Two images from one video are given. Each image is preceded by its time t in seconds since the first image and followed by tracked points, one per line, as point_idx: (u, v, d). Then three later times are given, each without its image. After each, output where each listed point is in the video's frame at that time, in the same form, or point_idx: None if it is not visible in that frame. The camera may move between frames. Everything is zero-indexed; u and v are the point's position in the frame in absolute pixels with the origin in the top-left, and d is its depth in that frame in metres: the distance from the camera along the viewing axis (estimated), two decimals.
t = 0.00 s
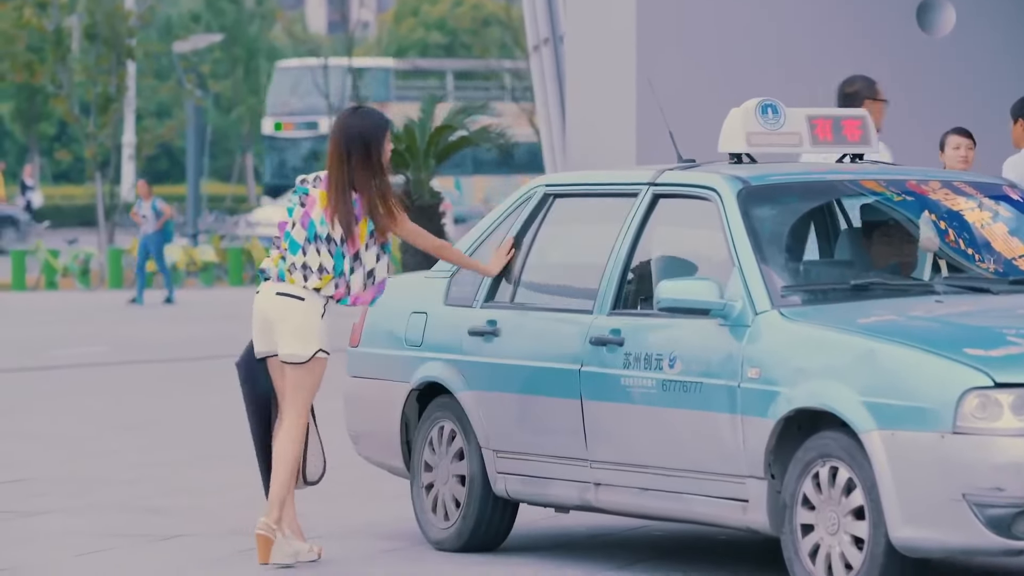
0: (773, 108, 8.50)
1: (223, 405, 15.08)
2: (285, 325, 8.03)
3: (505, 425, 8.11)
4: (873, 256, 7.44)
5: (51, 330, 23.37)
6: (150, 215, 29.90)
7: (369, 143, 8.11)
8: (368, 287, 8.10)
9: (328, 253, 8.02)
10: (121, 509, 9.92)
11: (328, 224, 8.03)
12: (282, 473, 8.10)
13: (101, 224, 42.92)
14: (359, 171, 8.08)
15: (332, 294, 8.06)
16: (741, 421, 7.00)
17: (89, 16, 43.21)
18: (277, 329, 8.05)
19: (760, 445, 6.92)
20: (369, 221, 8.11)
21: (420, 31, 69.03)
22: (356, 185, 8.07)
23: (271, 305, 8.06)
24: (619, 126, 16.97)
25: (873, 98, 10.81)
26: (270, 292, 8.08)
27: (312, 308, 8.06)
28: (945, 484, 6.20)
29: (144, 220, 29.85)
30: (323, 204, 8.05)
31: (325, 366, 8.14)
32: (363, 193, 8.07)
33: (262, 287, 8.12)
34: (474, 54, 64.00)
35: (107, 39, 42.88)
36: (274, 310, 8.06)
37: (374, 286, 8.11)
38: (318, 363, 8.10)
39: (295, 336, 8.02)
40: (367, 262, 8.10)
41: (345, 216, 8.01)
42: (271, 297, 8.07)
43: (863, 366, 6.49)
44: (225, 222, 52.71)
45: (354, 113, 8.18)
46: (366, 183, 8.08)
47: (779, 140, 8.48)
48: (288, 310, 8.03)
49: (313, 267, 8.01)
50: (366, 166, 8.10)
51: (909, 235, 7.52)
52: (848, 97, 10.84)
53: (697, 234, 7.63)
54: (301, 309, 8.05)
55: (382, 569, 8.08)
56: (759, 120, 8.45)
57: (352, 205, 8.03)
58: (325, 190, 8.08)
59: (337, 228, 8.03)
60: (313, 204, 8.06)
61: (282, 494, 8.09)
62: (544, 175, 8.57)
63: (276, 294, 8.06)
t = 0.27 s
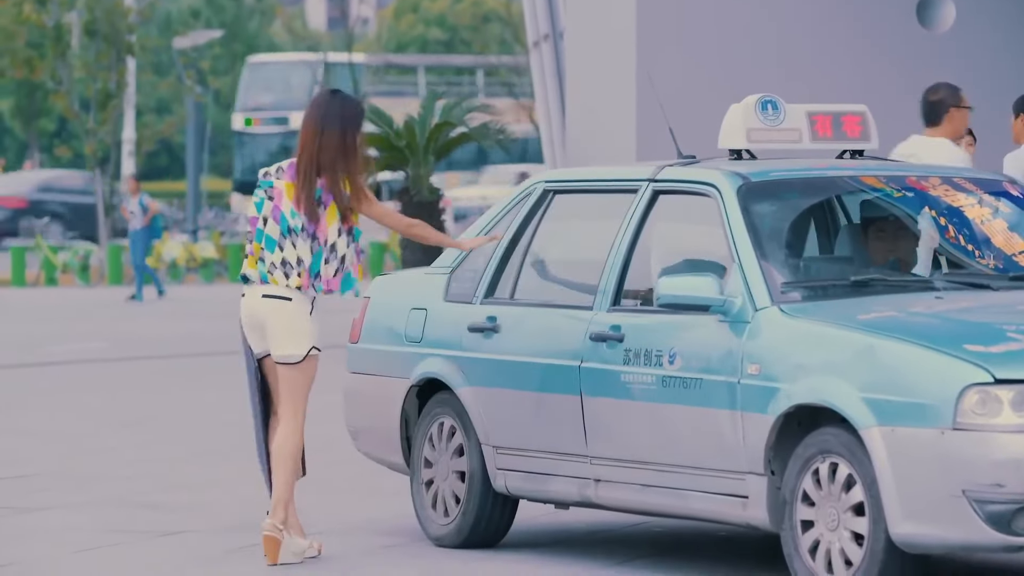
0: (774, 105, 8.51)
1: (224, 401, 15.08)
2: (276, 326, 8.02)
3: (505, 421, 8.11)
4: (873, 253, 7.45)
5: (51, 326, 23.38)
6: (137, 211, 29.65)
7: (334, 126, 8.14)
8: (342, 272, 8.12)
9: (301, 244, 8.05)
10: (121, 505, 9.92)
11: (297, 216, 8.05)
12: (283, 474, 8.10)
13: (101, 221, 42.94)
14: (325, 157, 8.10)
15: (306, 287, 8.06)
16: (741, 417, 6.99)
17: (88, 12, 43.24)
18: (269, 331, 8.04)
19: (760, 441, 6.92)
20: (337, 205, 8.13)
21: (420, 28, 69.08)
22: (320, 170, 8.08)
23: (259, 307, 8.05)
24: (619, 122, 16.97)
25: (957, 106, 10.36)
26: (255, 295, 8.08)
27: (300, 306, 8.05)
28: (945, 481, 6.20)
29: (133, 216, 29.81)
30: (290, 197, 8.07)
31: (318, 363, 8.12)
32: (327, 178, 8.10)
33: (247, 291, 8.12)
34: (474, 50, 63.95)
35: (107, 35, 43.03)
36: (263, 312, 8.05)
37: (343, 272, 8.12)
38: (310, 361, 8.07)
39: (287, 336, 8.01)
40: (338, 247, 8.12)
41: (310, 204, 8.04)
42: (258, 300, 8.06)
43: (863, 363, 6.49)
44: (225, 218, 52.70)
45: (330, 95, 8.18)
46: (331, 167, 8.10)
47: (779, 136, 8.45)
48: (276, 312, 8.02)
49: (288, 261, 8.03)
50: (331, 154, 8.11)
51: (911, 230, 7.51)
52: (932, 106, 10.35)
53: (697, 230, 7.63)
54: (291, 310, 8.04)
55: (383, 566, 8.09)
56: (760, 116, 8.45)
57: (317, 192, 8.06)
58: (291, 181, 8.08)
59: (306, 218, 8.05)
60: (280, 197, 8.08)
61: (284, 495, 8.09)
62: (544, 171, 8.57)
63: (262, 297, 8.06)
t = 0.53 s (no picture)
0: (773, 103, 8.49)
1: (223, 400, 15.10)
2: (278, 327, 8.04)
3: (505, 420, 8.11)
4: (873, 251, 7.45)
5: (50, 324, 23.39)
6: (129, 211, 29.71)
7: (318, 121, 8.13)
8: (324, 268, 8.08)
9: (284, 240, 8.06)
10: (122, 504, 9.92)
11: (279, 210, 8.05)
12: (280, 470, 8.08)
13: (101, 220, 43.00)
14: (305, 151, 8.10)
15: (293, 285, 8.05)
16: (741, 416, 6.99)
17: (88, 11, 43.31)
18: (268, 332, 8.05)
19: (760, 440, 6.91)
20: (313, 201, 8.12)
21: (419, 27, 69.27)
22: (302, 165, 8.08)
23: (259, 308, 8.06)
24: (619, 120, 16.97)
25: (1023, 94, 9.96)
26: (252, 295, 8.07)
27: (299, 308, 8.07)
28: (945, 480, 6.20)
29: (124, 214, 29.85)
30: (270, 192, 8.07)
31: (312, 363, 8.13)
32: (310, 174, 8.10)
33: (239, 291, 8.10)
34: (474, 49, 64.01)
35: (107, 35, 43.00)
36: (261, 312, 8.06)
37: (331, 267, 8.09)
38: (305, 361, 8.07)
39: (289, 337, 8.03)
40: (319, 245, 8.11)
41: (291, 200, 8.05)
42: (257, 301, 8.06)
43: (863, 361, 6.49)
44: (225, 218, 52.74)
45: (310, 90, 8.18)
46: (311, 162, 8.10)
47: (779, 135, 8.45)
48: (275, 313, 8.04)
49: (274, 258, 8.04)
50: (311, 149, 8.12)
51: (910, 229, 7.50)
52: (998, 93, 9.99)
53: (697, 229, 7.64)
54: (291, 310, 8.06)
55: (384, 565, 8.09)
56: (760, 116, 8.42)
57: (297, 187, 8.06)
58: (269, 176, 8.08)
59: (289, 213, 8.06)
60: (261, 194, 8.08)
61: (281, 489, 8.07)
62: (543, 170, 8.57)
63: (259, 298, 8.06)
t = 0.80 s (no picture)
0: (774, 103, 8.48)
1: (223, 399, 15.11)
2: (273, 330, 8.06)
3: (504, 419, 8.11)
4: (874, 250, 7.45)
5: (50, 323, 23.41)
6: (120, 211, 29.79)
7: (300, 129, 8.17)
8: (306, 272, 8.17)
9: (268, 242, 8.10)
10: (122, 504, 9.92)
11: (266, 212, 8.12)
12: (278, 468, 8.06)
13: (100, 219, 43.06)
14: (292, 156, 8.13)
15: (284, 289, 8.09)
16: (741, 416, 6.99)
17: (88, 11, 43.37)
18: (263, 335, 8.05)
19: (760, 440, 6.92)
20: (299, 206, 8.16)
21: (418, 26, 69.37)
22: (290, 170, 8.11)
23: (256, 312, 8.06)
24: (618, 119, 16.98)
25: None
26: (249, 298, 8.08)
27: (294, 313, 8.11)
28: (946, 479, 6.20)
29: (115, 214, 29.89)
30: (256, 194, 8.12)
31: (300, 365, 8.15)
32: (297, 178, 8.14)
33: (230, 298, 8.10)
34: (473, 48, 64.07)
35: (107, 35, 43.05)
36: (256, 317, 8.06)
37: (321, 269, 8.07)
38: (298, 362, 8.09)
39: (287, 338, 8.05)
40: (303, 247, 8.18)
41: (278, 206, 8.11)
42: (254, 306, 8.06)
43: (863, 361, 6.49)
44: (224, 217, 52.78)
45: (286, 99, 8.20)
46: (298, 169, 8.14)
47: (780, 134, 8.45)
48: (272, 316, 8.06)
49: (263, 260, 8.07)
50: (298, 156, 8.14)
51: (911, 228, 7.50)
52: None
53: (697, 229, 7.64)
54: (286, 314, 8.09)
55: (384, 564, 8.09)
56: (760, 115, 8.42)
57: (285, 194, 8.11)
58: (254, 180, 8.12)
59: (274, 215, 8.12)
60: (246, 197, 8.13)
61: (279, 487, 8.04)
62: (544, 170, 8.57)
63: (256, 302, 8.07)
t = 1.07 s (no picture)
0: (773, 99, 8.48)
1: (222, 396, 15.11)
2: (247, 328, 8.23)
3: (504, 417, 8.11)
4: (873, 247, 7.44)
5: (50, 321, 23.40)
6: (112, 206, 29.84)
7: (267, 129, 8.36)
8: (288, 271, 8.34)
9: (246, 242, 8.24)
10: (121, 500, 9.92)
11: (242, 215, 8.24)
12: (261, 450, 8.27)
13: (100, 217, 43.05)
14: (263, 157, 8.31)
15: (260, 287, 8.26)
16: (741, 412, 7.00)
17: (88, 9, 43.38)
18: (235, 334, 8.22)
19: (760, 437, 6.92)
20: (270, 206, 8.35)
21: (419, 23, 69.44)
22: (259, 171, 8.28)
23: (231, 310, 8.22)
24: (618, 117, 16.98)
25: None
26: (227, 295, 8.22)
27: (266, 310, 8.31)
28: (945, 476, 6.20)
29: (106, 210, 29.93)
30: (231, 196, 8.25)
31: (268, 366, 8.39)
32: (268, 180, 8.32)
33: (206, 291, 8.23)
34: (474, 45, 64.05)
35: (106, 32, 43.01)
36: (234, 314, 8.22)
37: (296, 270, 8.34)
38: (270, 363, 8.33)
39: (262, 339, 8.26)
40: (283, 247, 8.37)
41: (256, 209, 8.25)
42: (232, 303, 8.22)
43: (862, 357, 6.49)
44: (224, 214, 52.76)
45: (250, 99, 8.37)
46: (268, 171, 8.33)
47: (780, 131, 8.45)
48: (250, 315, 8.24)
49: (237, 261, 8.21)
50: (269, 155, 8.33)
51: (910, 226, 7.51)
52: None
53: (697, 226, 7.64)
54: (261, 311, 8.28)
55: (383, 561, 8.09)
56: (759, 112, 8.43)
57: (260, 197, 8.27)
58: (227, 181, 8.26)
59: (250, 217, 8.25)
60: (219, 197, 8.25)
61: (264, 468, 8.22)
62: (543, 167, 8.57)
63: (236, 299, 8.22)
